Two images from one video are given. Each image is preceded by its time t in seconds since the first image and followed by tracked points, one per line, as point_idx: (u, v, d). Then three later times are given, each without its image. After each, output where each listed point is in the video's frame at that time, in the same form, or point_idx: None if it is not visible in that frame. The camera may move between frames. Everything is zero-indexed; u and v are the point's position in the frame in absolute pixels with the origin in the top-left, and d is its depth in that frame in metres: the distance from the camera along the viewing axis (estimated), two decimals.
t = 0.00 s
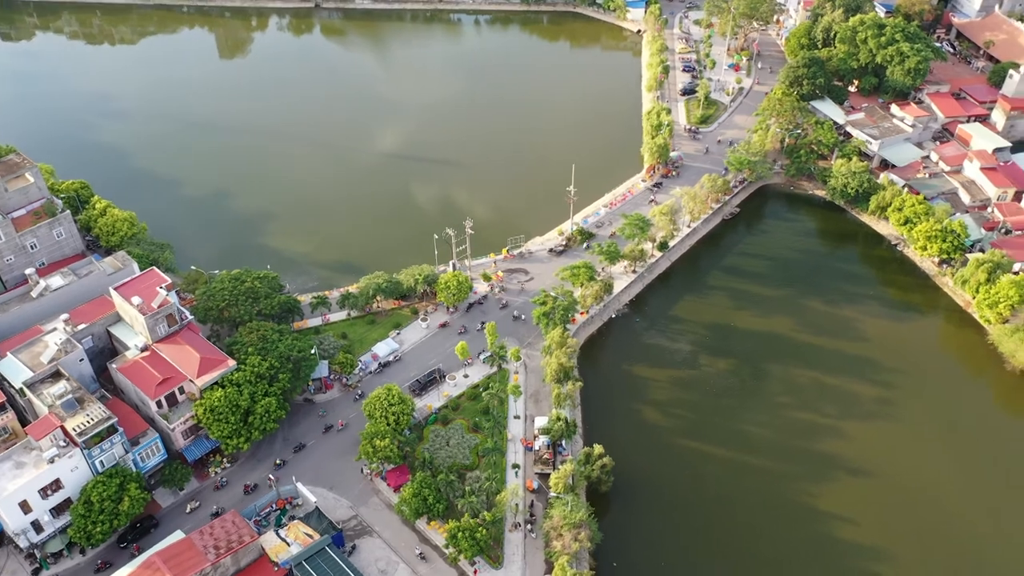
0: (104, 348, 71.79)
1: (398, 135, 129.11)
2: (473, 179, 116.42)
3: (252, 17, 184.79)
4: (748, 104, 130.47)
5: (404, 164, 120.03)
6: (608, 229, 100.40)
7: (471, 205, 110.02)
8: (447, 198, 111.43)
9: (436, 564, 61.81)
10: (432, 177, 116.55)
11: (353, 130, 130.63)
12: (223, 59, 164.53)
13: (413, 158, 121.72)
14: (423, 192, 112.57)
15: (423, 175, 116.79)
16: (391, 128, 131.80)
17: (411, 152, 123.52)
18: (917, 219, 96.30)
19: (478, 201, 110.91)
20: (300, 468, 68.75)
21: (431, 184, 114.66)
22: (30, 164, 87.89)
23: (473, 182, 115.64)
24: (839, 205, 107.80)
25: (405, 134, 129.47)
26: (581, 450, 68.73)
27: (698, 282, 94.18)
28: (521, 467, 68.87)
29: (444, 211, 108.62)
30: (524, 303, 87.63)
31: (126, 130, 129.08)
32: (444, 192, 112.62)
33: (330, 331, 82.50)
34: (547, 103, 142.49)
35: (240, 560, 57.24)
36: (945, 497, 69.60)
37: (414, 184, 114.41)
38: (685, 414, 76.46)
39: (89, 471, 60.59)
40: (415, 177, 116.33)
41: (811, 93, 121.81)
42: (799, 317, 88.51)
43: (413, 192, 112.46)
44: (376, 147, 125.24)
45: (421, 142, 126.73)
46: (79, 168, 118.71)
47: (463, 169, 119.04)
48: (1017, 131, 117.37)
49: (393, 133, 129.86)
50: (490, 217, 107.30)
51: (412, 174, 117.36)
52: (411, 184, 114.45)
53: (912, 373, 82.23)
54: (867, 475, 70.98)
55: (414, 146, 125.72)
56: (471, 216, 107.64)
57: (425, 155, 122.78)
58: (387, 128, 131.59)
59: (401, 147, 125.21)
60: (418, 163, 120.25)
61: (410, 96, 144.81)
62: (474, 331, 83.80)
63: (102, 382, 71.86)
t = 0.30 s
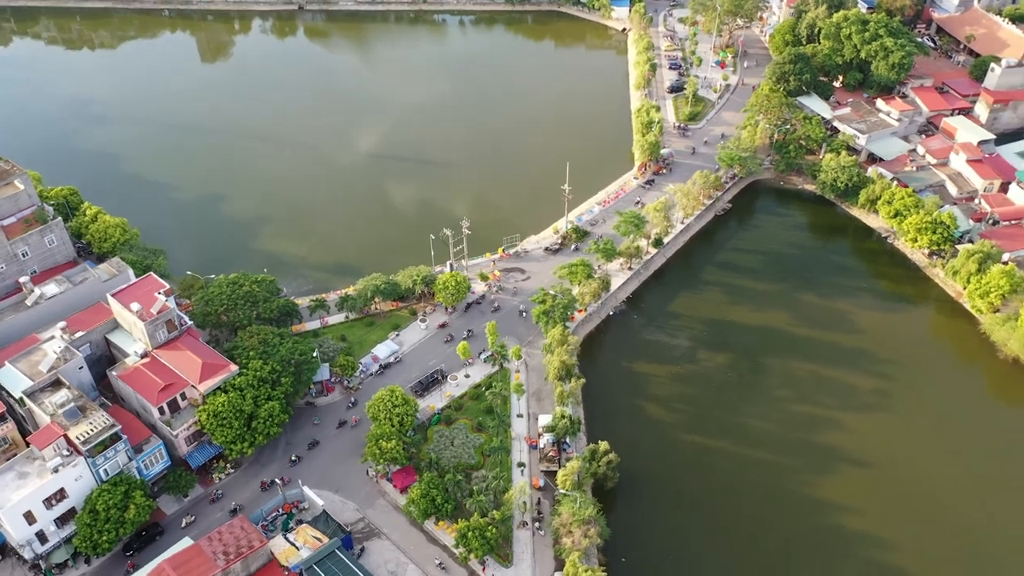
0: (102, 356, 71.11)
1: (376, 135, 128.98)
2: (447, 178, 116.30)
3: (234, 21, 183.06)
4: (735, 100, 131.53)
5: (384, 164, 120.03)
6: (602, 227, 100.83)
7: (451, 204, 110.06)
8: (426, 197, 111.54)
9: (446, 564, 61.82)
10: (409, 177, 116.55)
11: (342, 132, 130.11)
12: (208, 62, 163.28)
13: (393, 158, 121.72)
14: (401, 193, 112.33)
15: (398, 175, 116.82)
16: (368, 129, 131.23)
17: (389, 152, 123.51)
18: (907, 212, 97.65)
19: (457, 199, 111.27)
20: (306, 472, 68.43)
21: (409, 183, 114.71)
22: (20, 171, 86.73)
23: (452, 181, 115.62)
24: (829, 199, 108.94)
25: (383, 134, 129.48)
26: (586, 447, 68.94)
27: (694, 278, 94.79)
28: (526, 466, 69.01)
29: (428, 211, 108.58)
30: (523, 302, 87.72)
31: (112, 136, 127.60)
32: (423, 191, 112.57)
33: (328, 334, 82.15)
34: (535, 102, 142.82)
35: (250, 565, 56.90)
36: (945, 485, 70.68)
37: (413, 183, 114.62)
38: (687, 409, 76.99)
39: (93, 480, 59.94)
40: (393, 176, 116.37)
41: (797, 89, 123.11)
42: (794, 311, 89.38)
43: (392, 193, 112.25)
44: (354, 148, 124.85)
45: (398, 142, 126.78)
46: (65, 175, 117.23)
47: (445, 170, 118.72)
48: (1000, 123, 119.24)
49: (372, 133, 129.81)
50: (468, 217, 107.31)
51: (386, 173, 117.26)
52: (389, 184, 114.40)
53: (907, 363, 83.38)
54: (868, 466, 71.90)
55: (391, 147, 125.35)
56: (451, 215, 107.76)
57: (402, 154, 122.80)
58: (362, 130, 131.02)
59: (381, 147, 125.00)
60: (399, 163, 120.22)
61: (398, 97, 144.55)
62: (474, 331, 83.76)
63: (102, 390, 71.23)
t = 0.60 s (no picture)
0: (100, 364, 70.39)
1: (352, 138, 128.42)
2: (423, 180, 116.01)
3: (215, 24, 181.09)
4: (721, 97, 132.66)
5: (362, 164, 120.15)
6: (595, 225, 101.29)
7: (428, 205, 109.87)
8: (403, 199, 111.01)
9: (457, 564, 61.87)
10: (386, 178, 116.36)
11: (330, 134, 129.54)
12: (191, 66, 161.78)
13: (371, 157, 121.99)
14: (379, 194, 111.99)
15: (373, 177, 116.46)
16: (341, 129, 131.17)
17: (366, 152, 123.66)
18: (896, 204, 99.13)
19: (435, 200, 111.09)
20: (311, 476, 68.19)
21: (388, 185, 114.45)
22: (8, 179, 85.57)
23: (433, 182, 115.53)
24: (818, 192, 110.18)
25: (359, 136, 129.04)
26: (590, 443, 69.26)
27: (688, 273, 95.51)
28: (531, 463, 69.26)
29: (420, 212, 108.39)
30: (521, 301, 87.92)
31: (96, 142, 126.06)
32: (402, 193, 112.42)
33: (327, 337, 81.81)
34: (523, 102, 143.09)
35: (261, 570, 56.59)
36: (943, 472, 71.94)
37: (405, 185, 114.46)
38: (687, 403, 77.62)
39: (98, 489, 59.35)
40: (373, 177, 116.33)
41: (782, 84, 124.44)
42: (789, 303, 90.38)
43: (369, 194, 111.96)
44: (329, 151, 124.13)
45: (375, 142, 126.85)
46: (50, 182, 115.68)
47: (432, 170, 118.72)
48: (981, 115, 121.25)
49: (347, 134, 129.37)
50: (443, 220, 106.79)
51: (364, 175, 117.23)
52: (367, 186, 114.15)
53: (901, 353, 84.65)
54: (868, 454, 72.95)
55: (368, 148, 125.16)
56: (428, 216, 107.57)
57: (382, 154, 123.05)
58: (336, 129, 131.10)
59: (362, 148, 124.65)
60: (377, 163, 120.49)
61: (385, 98, 144.13)
62: (472, 331, 83.84)
63: (101, 398, 70.54)
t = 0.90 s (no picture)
0: (97, 373, 69.63)
1: (324, 141, 127.46)
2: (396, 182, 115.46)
3: (194, 28, 179.04)
4: (706, 93, 133.89)
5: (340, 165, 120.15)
6: (588, 222, 101.82)
7: (403, 207, 109.62)
8: (378, 200, 110.76)
9: (467, 563, 61.99)
10: (363, 180, 115.83)
11: (317, 137, 128.89)
12: (172, 71, 160.03)
13: (355, 158, 121.85)
14: (353, 197, 111.58)
15: (342, 180, 115.73)
16: (322, 131, 130.72)
17: (343, 152, 123.66)
18: (883, 195, 100.83)
19: (409, 201, 111.02)
20: (317, 479, 67.97)
21: (362, 187, 113.95)
22: None
23: (414, 184, 115.23)
24: (804, 186, 111.63)
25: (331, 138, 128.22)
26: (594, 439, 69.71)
27: (682, 268, 96.32)
28: (537, 460, 69.58)
29: (411, 214, 108.27)
30: (517, 299, 88.25)
31: (79, 149, 124.46)
32: (371, 196, 111.66)
33: (325, 340, 81.49)
34: (509, 102, 143.29)
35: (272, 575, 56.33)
36: (940, 456, 73.32)
37: (395, 187, 114.27)
38: (687, 396, 78.36)
39: (103, 499, 58.72)
40: (362, 179, 115.97)
41: (766, 80, 125.87)
42: (782, 296, 91.52)
43: (343, 198, 111.55)
44: (300, 156, 122.84)
45: (356, 143, 126.83)
46: (34, 191, 114.01)
47: (418, 171, 118.64)
48: (960, 107, 123.51)
49: (311, 137, 128.59)
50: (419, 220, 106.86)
51: (341, 176, 116.92)
52: (343, 188, 113.70)
53: (894, 342, 86.09)
54: (866, 442, 74.15)
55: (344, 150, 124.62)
56: (403, 217, 107.50)
57: (367, 155, 122.98)
58: (318, 131, 130.73)
59: (342, 152, 124.08)
60: (361, 164, 120.37)
61: (370, 100, 143.70)
62: (471, 330, 83.98)
63: (100, 407, 69.80)
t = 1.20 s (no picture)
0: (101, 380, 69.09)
1: (302, 144, 126.60)
2: (379, 183, 115.27)
3: (177, 32, 177.33)
4: (694, 90, 134.92)
5: (325, 166, 119.91)
6: (584, 219, 102.26)
7: (382, 208, 109.33)
8: (357, 203, 110.21)
9: (481, 561, 62.23)
10: (354, 182, 115.49)
11: (307, 139, 128.30)
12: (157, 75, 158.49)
13: (347, 159, 121.42)
14: (334, 199, 111.09)
15: (328, 181, 115.35)
16: (312, 133, 130.13)
17: (334, 154, 123.16)
18: (874, 187, 102.29)
19: (388, 201, 110.91)
20: (326, 481, 67.93)
21: (341, 189, 113.47)
22: None
23: (400, 184, 115.19)
24: (795, 180, 112.89)
25: (310, 142, 127.34)
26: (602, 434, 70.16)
27: (679, 263, 97.08)
28: (545, 457, 70.00)
29: (406, 214, 108.20)
30: (518, 298, 88.54)
31: (67, 155, 123.07)
32: (347, 199, 111.10)
33: (328, 341, 81.30)
34: (500, 101, 143.47)
35: None
36: (940, 444, 74.56)
37: (389, 187, 114.14)
38: (690, 390, 79.06)
39: (114, 505, 58.34)
40: (355, 181, 115.66)
41: (754, 76, 127.05)
42: (778, 289, 92.56)
43: (319, 200, 110.90)
44: (279, 159, 121.93)
45: (347, 144, 126.45)
46: (22, 197, 112.64)
47: (407, 171, 118.54)
48: (945, 100, 125.42)
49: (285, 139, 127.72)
50: (399, 222, 106.71)
51: (331, 177, 116.47)
52: (322, 191, 113.01)
53: (890, 332, 87.39)
54: (867, 431, 75.25)
55: (322, 150, 124.55)
56: (383, 219, 107.22)
57: (359, 156, 122.64)
58: (308, 133, 130.14)
59: (333, 154, 123.40)
60: (353, 165, 119.97)
61: (360, 101, 143.32)
62: (473, 329, 84.17)
63: (104, 414, 69.27)
